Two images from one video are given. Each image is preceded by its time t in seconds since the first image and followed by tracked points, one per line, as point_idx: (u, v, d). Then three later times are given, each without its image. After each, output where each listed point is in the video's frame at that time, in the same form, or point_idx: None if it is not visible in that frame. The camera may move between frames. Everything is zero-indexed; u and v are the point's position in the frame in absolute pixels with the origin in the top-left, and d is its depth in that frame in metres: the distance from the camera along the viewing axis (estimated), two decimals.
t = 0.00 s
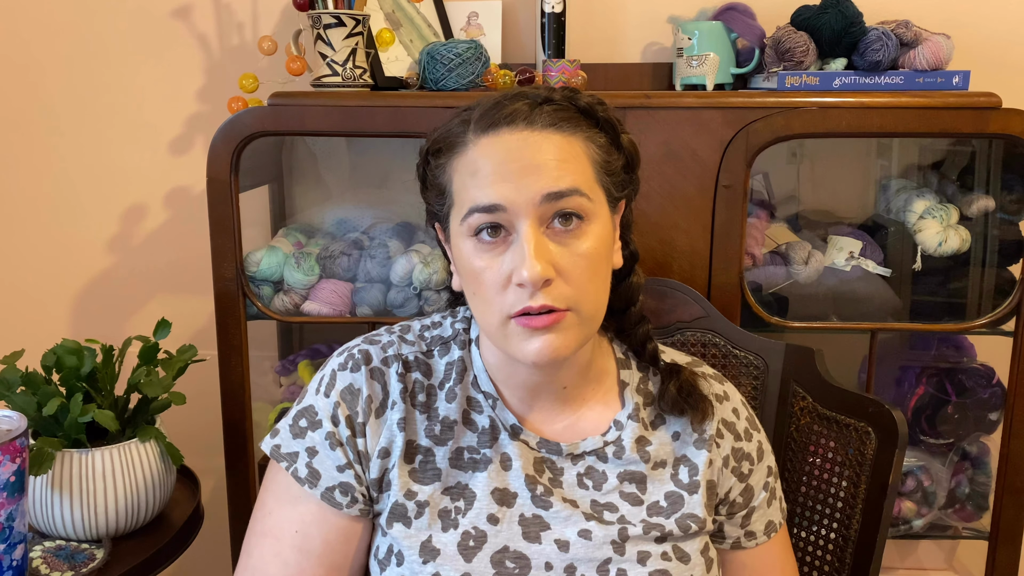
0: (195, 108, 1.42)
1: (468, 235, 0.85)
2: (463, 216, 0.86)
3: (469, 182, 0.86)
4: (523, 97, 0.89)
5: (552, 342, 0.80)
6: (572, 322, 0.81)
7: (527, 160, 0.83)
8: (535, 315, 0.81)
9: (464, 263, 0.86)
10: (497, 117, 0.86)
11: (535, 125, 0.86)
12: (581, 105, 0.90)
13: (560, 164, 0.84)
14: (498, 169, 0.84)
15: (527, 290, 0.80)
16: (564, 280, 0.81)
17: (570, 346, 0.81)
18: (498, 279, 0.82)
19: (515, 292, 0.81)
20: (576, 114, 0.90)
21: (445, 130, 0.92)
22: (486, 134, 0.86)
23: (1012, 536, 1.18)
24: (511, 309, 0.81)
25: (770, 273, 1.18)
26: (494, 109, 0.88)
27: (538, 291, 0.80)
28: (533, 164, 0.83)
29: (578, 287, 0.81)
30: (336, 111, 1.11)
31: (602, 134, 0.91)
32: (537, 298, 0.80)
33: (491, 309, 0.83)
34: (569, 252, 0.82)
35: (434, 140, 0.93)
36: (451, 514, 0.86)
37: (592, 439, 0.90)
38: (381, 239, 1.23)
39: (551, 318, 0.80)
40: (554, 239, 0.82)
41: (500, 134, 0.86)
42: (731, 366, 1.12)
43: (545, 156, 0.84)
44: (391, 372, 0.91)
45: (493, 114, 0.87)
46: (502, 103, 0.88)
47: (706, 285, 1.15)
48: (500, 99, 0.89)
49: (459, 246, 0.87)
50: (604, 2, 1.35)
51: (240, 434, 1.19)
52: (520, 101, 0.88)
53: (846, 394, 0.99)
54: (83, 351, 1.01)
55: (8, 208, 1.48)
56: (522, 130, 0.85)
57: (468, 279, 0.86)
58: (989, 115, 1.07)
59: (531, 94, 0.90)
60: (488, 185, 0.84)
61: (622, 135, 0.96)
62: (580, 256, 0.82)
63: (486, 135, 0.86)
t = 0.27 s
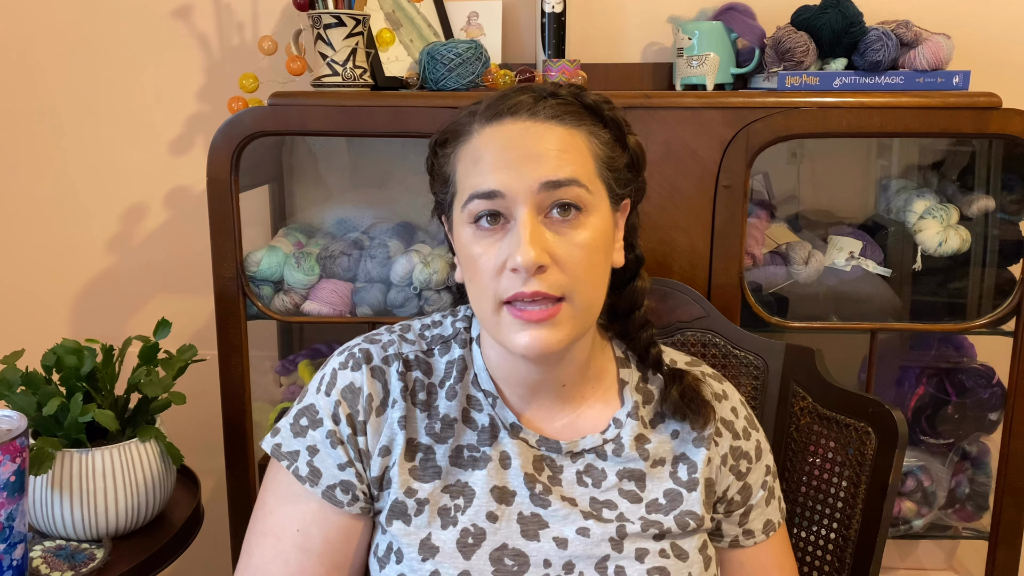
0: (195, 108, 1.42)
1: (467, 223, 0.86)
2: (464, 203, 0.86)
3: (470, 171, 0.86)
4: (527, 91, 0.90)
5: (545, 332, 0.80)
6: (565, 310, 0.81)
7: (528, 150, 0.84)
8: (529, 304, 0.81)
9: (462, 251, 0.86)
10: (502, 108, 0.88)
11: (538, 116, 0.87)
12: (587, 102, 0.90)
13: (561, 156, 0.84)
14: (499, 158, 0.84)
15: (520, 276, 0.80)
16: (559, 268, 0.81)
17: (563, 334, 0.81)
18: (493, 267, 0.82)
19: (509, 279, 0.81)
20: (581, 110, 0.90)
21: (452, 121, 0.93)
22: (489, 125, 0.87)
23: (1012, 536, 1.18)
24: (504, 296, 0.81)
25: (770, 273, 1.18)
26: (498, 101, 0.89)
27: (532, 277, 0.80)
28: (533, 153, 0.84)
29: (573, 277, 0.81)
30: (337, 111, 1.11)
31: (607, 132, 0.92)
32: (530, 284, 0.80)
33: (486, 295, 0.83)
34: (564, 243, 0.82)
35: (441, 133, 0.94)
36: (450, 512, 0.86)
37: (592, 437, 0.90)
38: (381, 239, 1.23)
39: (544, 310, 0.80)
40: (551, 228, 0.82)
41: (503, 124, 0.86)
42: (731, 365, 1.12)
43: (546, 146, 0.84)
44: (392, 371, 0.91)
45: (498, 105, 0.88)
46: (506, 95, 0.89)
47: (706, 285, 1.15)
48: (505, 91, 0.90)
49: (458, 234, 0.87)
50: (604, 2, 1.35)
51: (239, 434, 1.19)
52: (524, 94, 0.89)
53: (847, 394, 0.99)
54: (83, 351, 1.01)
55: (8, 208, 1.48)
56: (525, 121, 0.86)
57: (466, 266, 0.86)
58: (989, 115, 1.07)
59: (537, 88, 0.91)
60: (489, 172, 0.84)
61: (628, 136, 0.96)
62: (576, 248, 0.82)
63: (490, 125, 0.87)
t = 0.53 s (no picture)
0: (195, 108, 1.42)
1: (472, 222, 0.86)
2: (468, 203, 0.86)
3: (473, 171, 0.87)
4: (526, 90, 0.90)
5: (553, 325, 0.80)
6: (573, 303, 0.81)
7: (529, 147, 0.84)
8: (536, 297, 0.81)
9: (468, 249, 0.86)
10: (502, 108, 0.88)
11: (537, 115, 0.87)
12: (585, 98, 0.91)
13: (562, 152, 0.85)
14: (501, 156, 0.85)
15: (527, 270, 0.80)
16: (565, 261, 0.81)
17: (570, 327, 0.81)
18: (500, 263, 0.82)
19: (516, 273, 0.81)
20: (579, 106, 0.90)
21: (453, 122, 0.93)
22: (490, 124, 0.88)
23: (1012, 536, 1.18)
24: (512, 291, 0.81)
25: (770, 273, 1.18)
26: (498, 101, 0.89)
27: (539, 271, 0.80)
28: (535, 150, 0.84)
29: (578, 270, 0.81)
30: (337, 111, 1.11)
31: (605, 127, 0.92)
32: (537, 277, 0.80)
33: (493, 291, 0.83)
34: (570, 236, 0.82)
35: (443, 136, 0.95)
36: (454, 503, 0.86)
37: (593, 432, 0.90)
38: (381, 239, 1.23)
39: (551, 301, 0.80)
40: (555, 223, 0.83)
41: (504, 123, 0.87)
42: (731, 365, 1.12)
43: (547, 143, 0.84)
44: (397, 366, 0.91)
45: (498, 105, 0.88)
46: (505, 95, 0.89)
47: (706, 285, 1.15)
48: (504, 91, 0.90)
49: (464, 233, 0.87)
50: (604, 2, 1.35)
51: (239, 435, 1.19)
52: (523, 93, 0.89)
53: (847, 395, 0.99)
54: (83, 351, 1.01)
55: (8, 208, 1.48)
56: (525, 120, 0.86)
57: (472, 265, 0.86)
58: (989, 115, 1.07)
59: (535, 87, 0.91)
60: (492, 170, 0.84)
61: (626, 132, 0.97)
62: (582, 241, 0.82)
63: (490, 125, 0.87)
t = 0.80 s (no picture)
0: (195, 108, 1.42)
1: (474, 228, 0.86)
2: (470, 209, 0.86)
3: (475, 177, 0.86)
4: (526, 95, 0.89)
5: (555, 335, 0.80)
6: (574, 312, 0.81)
7: (532, 155, 0.84)
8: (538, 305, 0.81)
9: (470, 256, 0.86)
10: (504, 115, 0.86)
11: (540, 122, 0.86)
12: (586, 103, 0.90)
13: (564, 160, 0.84)
14: (503, 164, 0.84)
15: (529, 279, 0.80)
16: (567, 270, 0.81)
17: (571, 335, 0.81)
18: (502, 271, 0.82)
19: (518, 282, 0.81)
20: (581, 112, 0.89)
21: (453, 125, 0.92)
22: (492, 130, 0.87)
23: (1012, 536, 1.18)
24: (514, 299, 0.81)
25: (770, 273, 1.18)
26: (500, 107, 0.88)
27: (541, 282, 0.80)
28: (537, 157, 0.83)
29: (580, 279, 0.81)
30: (337, 110, 1.11)
31: (605, 132, 0.91)
32: (539, 286, 0.80)
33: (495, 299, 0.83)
34: (570, 244, 0.82)
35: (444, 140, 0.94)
36: (455, 500, 0.86)
37: (593, 427, 0.90)
38: (381, 239, 1.23)
39: (552, 309, 0.80)
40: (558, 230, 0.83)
41: (506, 130, 0.86)
42: (731, 365, 1.12)
43: (549, 151, 0.84)
44: (398, 364, 0.91)
45: (500, 111, 0.87)
46: (507, 101, 0.88)
47: (706, 285, 1.15)
48: (506, 96, 0.89)
49: (465, 238, 0.87)
50: (604, 2, 1.35)
51: (239, 435, 1.19)
52: (524, 99, 0.88)
53: (846, 394, 0.99)
54: (83, 351, 1.01)
55: (8, 208, 1.48)
56: (527, 127, 0.86)
57: (473, 272, 0.86)
58: (989, 115, 1.07)
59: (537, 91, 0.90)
60: (495, 177, 0.84)
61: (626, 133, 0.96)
62: (582, 249, 0.82)
63: (492, 131, 0.86)
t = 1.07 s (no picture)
0: (195, 108, 1.42)
1: (498, 258, 0.81)
2: (496, 239, 0.80)
3: (505, 207, 0.80)
4: (562, 120, 0.82)
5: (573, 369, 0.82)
6: (589, 345, 0.83)
7: (571, 196, 0.78)
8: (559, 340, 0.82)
9: (488, 283, 0.82)
10: (541, 146, 0.80)
11: (580, 157, 0.80)
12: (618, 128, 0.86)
13: (602, 200, 0.80)
14: (540, 200, 0.78)
15: (559, 321, 0.80)
16: (591, 309, 0.81)
17: (583, 365, 0.84)
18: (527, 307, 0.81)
19: (544, 319, 0.80)
20: (612, 139, 0.85)
21: (476, 140, 0.84)
22: (526, 161, 0.80)
23: (1012, 536, 1.18)
24: (536, 333, 0.81)
25: (770, 273, 1.18)
26: (535, 133, 0.81)
27: (569, 324, 0.80)
28: (578, 199, 0.79)
29: (600, 316, 0.82)
30: (337, 110, 1.11)
31: (629, 155, 0.88)
32: (567, 327, 0.80)
33: (516, 330, 0.82)
34: (597, 283, 0.81)
35: (463, 148, 0.85)
36: (449, 496, 0.86)
37: (586, 423, 0.90)
38: (381, 239, 1.23)
39: (575, 346, 0.82)
40: (587, 267, 0.81)
41: (544, 164, 0.79)
42: (731, 365, 1.12)
43: (587, 192, 0.79)
44: (391, 362, 0.91)
45: (535, 139, 0.80)
46: (542, 127, 0.81)
47: (706, 285, 1.15)
48: (539, 120, 0.82)
49: (484, 263, 0.82)
50: (604, 3, 1.35)
51: (239, 435, 1.19)
52: (559, 125, 0.82)
53: (847, 395, 0.99)
54: (83, 351, 1.01)
55: (8, 208, 1.48)
56: (567, 162, 0.80)
57: (492, 299, 0.82)
58: (989, 115, 1.07)
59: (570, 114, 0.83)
60: (530, 215, 0.79)
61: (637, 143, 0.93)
62: (607, 286, 0.82)
63: (527, 161, 0.80)
